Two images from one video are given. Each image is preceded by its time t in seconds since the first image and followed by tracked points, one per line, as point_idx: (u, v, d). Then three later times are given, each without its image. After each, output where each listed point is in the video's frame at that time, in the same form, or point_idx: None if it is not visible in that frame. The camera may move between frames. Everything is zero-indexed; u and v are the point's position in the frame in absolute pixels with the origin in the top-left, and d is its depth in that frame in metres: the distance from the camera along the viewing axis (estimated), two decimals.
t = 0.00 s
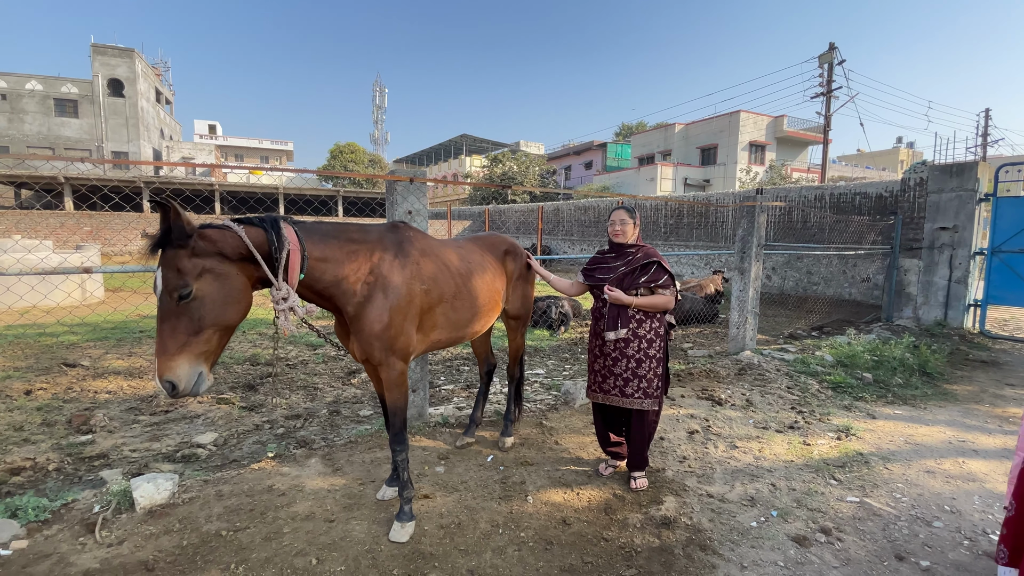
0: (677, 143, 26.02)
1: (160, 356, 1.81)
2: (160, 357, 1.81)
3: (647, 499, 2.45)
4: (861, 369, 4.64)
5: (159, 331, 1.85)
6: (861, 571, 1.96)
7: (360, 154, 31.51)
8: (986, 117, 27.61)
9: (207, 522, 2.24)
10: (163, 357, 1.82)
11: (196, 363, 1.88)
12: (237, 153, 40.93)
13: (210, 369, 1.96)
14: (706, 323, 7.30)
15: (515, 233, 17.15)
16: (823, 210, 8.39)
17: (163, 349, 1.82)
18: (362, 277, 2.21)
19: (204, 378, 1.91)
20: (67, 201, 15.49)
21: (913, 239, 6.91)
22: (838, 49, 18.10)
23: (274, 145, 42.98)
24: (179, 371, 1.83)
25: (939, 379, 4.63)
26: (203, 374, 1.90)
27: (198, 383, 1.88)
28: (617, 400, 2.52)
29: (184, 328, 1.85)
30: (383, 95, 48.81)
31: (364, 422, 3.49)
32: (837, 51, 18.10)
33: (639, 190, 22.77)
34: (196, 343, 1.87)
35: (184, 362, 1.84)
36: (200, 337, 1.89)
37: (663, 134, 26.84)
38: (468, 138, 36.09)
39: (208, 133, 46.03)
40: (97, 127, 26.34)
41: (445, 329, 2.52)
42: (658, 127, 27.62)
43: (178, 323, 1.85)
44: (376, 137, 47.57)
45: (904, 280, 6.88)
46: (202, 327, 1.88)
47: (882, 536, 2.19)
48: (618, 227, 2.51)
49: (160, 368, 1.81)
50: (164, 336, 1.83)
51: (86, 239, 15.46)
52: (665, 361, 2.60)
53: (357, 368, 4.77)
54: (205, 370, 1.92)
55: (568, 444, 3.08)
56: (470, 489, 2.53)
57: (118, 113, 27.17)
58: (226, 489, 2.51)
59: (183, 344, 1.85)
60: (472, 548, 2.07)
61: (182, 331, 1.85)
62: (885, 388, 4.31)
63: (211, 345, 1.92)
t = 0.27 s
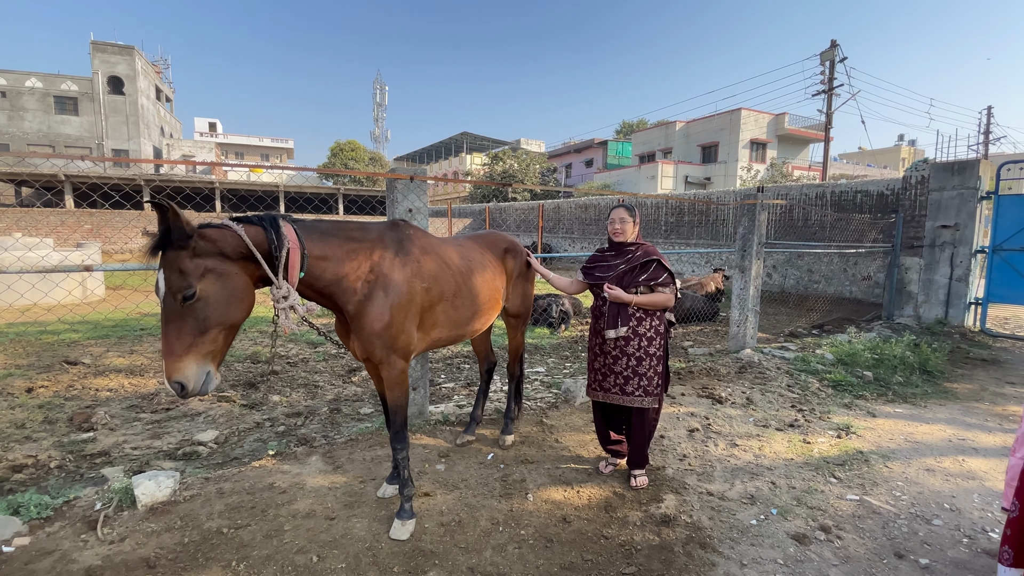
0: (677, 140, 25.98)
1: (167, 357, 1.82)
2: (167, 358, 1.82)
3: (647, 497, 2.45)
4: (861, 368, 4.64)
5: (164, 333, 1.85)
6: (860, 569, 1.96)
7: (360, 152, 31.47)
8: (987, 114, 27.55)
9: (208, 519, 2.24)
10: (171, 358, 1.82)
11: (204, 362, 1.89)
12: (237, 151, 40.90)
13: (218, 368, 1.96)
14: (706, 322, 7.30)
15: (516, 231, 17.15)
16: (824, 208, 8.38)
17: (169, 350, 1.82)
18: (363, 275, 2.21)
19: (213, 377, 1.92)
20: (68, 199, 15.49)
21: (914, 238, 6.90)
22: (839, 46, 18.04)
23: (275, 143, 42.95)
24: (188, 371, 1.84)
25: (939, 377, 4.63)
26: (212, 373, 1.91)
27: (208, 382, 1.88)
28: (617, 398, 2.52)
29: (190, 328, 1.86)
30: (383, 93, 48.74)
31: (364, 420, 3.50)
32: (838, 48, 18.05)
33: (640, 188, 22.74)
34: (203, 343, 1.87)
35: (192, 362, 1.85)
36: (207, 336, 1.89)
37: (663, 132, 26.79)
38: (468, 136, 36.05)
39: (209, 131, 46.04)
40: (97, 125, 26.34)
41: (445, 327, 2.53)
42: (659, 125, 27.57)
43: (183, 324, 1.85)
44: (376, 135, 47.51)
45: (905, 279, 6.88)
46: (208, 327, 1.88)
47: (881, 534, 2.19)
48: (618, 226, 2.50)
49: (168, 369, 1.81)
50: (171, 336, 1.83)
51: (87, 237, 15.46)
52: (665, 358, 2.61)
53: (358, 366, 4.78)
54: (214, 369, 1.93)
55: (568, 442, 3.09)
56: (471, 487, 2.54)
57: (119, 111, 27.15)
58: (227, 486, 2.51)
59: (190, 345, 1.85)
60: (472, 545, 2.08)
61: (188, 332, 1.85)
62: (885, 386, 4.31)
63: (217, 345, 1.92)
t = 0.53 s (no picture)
0: (679, 138, 25.90)
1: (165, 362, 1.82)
2: (165, 362, 1.82)
3: (646, 494, 2.46)
4: (862, 365, 4.64)
5: (162, 338, 1.86)
6: (858, 566, 1.96)
7: (361, 150, 31.45)
8: (990, 111, 27.42)
9: (208, 515, 2.26)
10: (169, 362, 1.83)
11: (202, 366, 1.90)
12: (238, 148, 40.89)
13: (216, 371, 1.97)
14: (707, 319, 7.30)
15: (517, 228, 17.13)
16: (825, 205, 8.36)
17: (167, 355, 1.83)
18: (362, 274, 2.21)
19: (211, 381, 1.92)
20: (69, 197, 15.50)
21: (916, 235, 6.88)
22: (842, 42, 17.95)
23: (276, 140, 42.90)
24: (185, 376, 1.84)
25: (940, 375, 4.62)
26: (209, 377, 1.91)
27: (205, 387, 1.89)
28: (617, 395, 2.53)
29: (188, 332, 1.86)
30: (384, 90, 48.67)
31: (364, 417, 3.51)
32: (840, 44, 17.96)
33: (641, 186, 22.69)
34: (201, 347, 1.88)
35: (189, 367, 1.85)
36: (204, 340, 1.90)
37: (665, 129, 26.71)
38: (470, 134, 35.99)
39: (210, 128, 46.04)
40: (98, 122, 26.35)
41: (445, 325, 2.53)
42: (661, 122, 27.49)
43: (181, 328, 1.85)
44: (377, 132, 47.46)
45: (906, 276, 6.86)
46: (205, 331, 1.88)
47: (880, 532, 2.19)
48: (617, 223, 2.50)
49: (166, 374, 1.82)
50: (169, 341, 1.84)
51: (89, 235, 15.48)
52: (665, 356, 2.61)
53: (358, 364, 4.79)
54: (211, 373, 1.93)
55: (567, 439, 3.09)
56: (470, 484, 2.54)
57: (120, 108, 27.15)
58: (227, 483, 2.52)
59: (188, 349, 1.86)
60: (472, 542, 2.09)
61: (186, 336, 1.86)
62: (886, 384, 4.31)
63: (215, 349, 1.93)
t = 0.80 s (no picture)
0: (681, 134, 25.81)
1: (168, 367, 1.83)
2: (168, 367, 1.83)
3: (649, 491, 2.45)
4: (865, 362, 4.63)
5: (165, 342, 1.86)
6: (862, 562, 1.96)
7: (363, 147, 31.42)
8: (995, 107, 27.26)
9: (212, 510, 2.26)
10: (171, 366, 1.83)
11: (205, 370, 1.90)
12: (240, 145, 40.89)
13: (219, 374, 1.98)
14: (709, 316, 7.29)
15: (519, 225, 17.11)
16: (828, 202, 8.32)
17: (170, 359, 1.83)
18: (364, 270, 2.21)
19: (213, 384, 1.93)
20: (72, 193, 15.53)
21: (920, 231, 6.85)
22: (846, 38, 17.84)
23: (278, 137, 42.88)
24: (188, 379, 1.85)
25: (943, 372, 4.61)
26: (212, 381, 1.92)
27: (208, 390, 1.90)
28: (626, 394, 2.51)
29: (190, 336, 1.86)
30: (386, 87, 48.57)
31: (367, 413, 3.51)
32: (845, 40, 17.84)
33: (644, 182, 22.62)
34: (204, 350, 1.88)
35: (192, 371, 1.86)
36: (207, 344, 1.90)
37: (667, 125, 26.61)
38: (471, 130, 35.92)
39: (212, 125, 46.05)
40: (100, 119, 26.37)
41: (449, 321, 2.53)
42: (663, 118, 27.39)
43: (183, 332, 1.86)
44: (379, 129, 47.38)
45: (910, 273, 6.84)
46: (208, 334, 1.89)
47: (883, 528, 2.19)
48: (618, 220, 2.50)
49: (169, 378, 1.82)
50: (171, 345, 1.84)
51: (92, 232, 15.49)
52: (671, 350, 2.61)
53: (361, 360, 4.79)
54: (214, 376, 1.94)
55: (570, 435, 3.09)
56: (472, 480, 2.55)
57: (122, 105, 27.16)
58: (231, 478, 2.53)
59: (190, 353, 1.86)
60: (475, 537, 2.09)
61: (188, 339, 1.86)
62: (889, 381, 4.30)
63: (218, 352, 1.94)
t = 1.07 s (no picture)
0: (683, 130, 25.73)
1: (175, 367, 1.82)
2: (176, 367, 1.82)
3: (651, 485, 2.46)
4: (867, 358, 4.63)
5: (171, 342, 1.85)
6: (864, 556, 1.97)
7: (364, 143, 31.36)
8: (998, 103, 27.15)
9: (216, 505, 2.28)
10: (179, 366, 1.83)
11: (212, 369, 1.90)
12: (241, 141, 40.84)
13: (225, 374, 1.98)
14: (711, 312, 7.29)
15: (520, 221, 17.10)
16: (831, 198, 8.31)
17: (178, 359, 1.82)
18: (370, 266, 2.22)
19: (221, 383, 1.93)
20: (74, 190, 15.53)
21: (922, 228, 6.84)
22: (849, 33, 17.74)
23: (279, 133, 42.80)
24: (196, 379, 1.85)
25: (945, 368, 4.61)
26: (220, 380, 1.92)
27: (217, 389, 1.90)
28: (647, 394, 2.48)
29: (198, 335, 1.86)
30: (387, 83, 48.42)
31: (370, 408, 3.53)
32: (848, 35, 17.74)
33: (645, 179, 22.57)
34: (212, 349, 1.88)
35: (200, 370, 1.86)
36: (214, 343, 1.90)
37: (669, 121, 26.52)
38: (473, 127, 35.83)
39: (213, 121, 46.00)
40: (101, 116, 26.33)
41: (454, 317, 2.53)
42: (665, 115, 27.30)
43: (190, 331, 1.85)
44: (380, 125, 47.28)
45: (912, 270, 6.83)
46: (215, 333, 1.89)
47: (885, 523, 2.19)
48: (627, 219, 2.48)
49: (177, 378, 1.82)
50: (178, 345, 1.83)
51: (93, 228, 15.49)
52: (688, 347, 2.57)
53: (363, 356, 4.81)
54: (222, 375, 1.94)
55: (572, 430, 3.10)
56: (475, 475, 2.56)
57: (123, 101, 27.12)
58: (235, 473, 2.54)
59: (198, 352, 1.86)
60: (478, 531, 2.10)
61: (196, 339, 1.85)
62: (891, 377, 4.31)
63: (224, 351, 1.94)
